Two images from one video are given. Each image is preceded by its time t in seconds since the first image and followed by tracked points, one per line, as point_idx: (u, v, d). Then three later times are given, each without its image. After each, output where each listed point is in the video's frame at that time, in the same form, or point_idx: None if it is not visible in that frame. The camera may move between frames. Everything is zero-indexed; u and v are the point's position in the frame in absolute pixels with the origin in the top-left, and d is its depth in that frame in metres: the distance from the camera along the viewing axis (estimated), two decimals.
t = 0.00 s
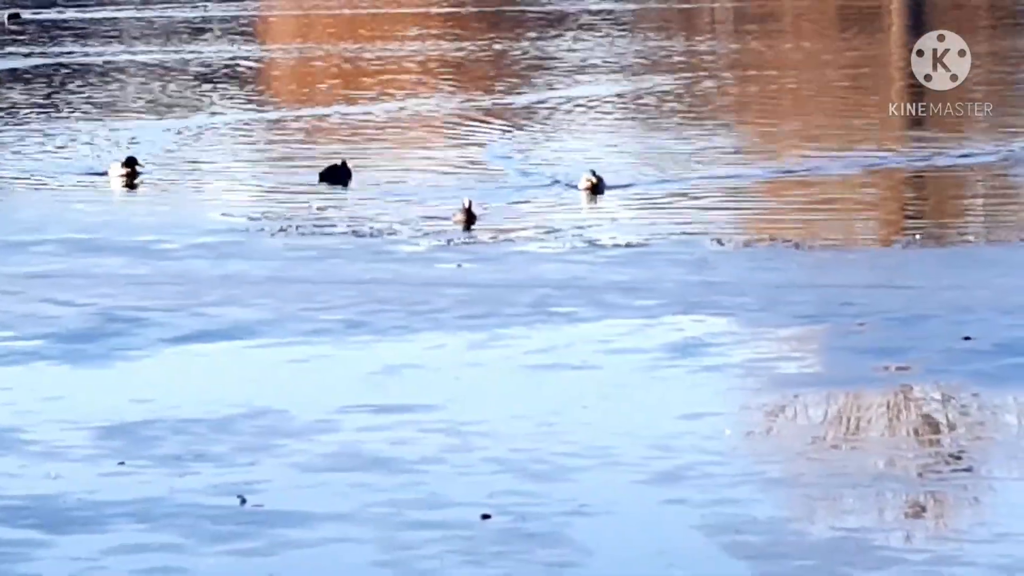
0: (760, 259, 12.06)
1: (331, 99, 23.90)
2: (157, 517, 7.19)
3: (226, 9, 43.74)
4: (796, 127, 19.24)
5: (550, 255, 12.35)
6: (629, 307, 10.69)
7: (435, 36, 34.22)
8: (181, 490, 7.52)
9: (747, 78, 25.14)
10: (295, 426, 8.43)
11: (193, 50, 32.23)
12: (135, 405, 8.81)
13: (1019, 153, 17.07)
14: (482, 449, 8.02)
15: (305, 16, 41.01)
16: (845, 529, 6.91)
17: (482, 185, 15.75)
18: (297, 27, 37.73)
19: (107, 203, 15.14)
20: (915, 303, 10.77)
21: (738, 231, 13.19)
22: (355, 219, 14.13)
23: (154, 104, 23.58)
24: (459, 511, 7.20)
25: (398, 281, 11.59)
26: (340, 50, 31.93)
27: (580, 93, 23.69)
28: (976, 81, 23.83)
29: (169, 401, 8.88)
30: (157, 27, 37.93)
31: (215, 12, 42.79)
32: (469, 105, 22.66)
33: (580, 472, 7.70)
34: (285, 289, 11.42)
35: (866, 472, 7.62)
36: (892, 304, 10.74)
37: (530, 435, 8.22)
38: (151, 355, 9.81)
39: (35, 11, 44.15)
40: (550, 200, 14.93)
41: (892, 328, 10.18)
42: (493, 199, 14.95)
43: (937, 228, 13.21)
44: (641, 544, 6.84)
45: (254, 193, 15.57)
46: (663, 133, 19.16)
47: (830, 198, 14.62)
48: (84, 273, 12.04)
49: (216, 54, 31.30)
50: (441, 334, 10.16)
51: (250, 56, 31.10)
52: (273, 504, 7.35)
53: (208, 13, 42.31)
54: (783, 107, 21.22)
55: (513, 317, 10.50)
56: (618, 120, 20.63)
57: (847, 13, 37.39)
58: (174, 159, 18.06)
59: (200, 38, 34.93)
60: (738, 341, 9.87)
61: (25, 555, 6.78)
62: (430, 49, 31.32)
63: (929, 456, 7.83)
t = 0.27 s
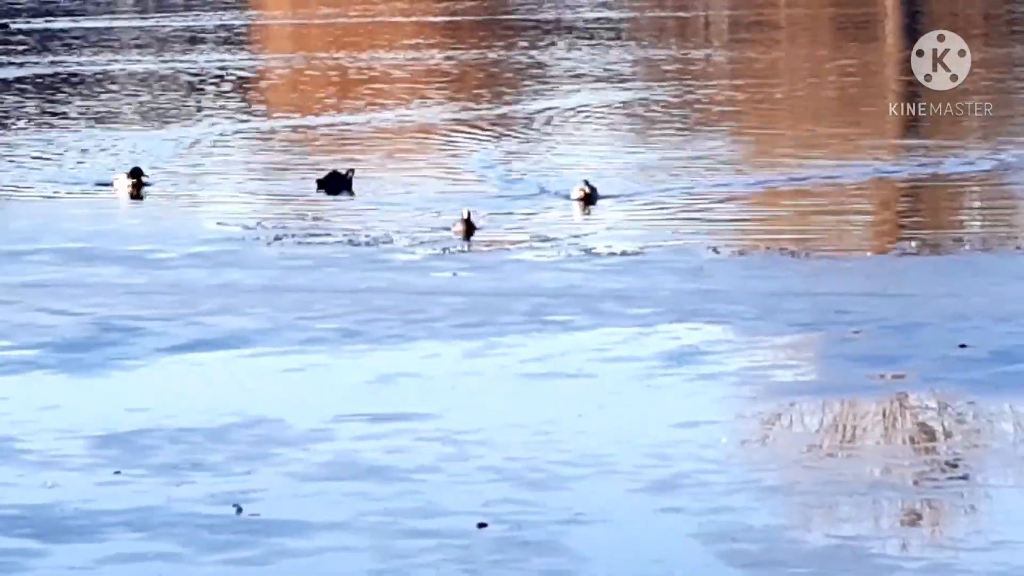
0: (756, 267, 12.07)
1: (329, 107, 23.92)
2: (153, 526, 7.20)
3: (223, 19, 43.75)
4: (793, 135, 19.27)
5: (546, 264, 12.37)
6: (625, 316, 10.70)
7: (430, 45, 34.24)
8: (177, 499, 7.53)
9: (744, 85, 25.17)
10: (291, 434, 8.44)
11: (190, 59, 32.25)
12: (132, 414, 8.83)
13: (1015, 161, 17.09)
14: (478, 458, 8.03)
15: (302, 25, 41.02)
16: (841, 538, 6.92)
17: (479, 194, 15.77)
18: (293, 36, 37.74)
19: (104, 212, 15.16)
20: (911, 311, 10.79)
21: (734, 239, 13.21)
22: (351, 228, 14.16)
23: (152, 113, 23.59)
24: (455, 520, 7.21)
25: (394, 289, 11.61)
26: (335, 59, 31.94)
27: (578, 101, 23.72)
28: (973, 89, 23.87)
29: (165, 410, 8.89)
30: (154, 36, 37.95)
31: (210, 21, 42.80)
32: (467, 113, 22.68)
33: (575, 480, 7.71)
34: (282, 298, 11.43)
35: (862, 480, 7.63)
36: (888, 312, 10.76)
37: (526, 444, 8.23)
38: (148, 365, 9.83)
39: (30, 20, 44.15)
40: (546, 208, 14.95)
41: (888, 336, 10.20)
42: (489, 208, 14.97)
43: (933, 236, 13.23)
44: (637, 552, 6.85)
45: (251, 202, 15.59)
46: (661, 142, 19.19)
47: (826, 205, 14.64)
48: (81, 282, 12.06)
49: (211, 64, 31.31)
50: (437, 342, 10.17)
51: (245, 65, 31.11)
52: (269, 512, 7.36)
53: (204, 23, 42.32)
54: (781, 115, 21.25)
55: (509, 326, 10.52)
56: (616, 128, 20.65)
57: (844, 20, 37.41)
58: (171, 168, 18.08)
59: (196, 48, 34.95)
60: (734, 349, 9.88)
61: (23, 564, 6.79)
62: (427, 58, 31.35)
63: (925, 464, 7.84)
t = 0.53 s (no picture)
0: (757, 270, 12.07)
1: (330, 111, 23.91)
2: (153, 530, 7.19)
3: (223, 22, 43.72)
4: (794, 139, 19.27)
5: (546, 267, 12.37)
6: (625, 319, 10.70)
7: (430, 49, 34.20)
8: (177, 502, 7.53)
9: (745, 89, 25.17)
10: (291, 438, 8.44)
11: (190, 62, 32.23)
12: (132, 417, 8.83)
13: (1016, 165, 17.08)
14: (478, 461, 8.03)
15: (303, 28, 41.00)
16: (841, 541, 6.92)
17: (479, 197, 15.76)
18: (292, 40, 37.68)
19: (104, 215, 15.16)
20: (911, 314, 10.79)
21: (735, 242, 13.21)
22: (351, 231, 14.16)
23: (152, 116, 23.59)
24: (455, 523, 7.21)
25: (394, 293, 11.61)
26: (335, 62, 31.90)
27: (578, 105, 23.71)
28: (974, 93, 23.87)
29: (166, 413, 8.89)
30: (154, 39, 37.92)
31: (209, 25, 42.74)
32: (468, 117, 22.67)
33: (575, 484, 7.70)
34: (282, 301, 11.43)
35: (862, 483, 7.63)
36: (889, 316, 10.75)
37: (526, 447, 8.23)
38: (148, 368, 9.83)
39: (29, 24, 44.10)
40: (546, 212, 14.95)
41: (888, 339, 10.19)
42: (489, 211, 14.97)
43: (933, 240, 13.23)
44: (637, 555, 6.85)
45: (251, 205, 15.59)
46: (661, 145, 19.18)
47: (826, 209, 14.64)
48: (81, 286, 12.05)
49: (210, 67, 31.27)
50: (438, 346, 10.17)
51: (243, 68, 31.08)
52: (269, 516, 7.36)
53: (203, 26, 42.25)
54: (782, 119, 21.25)
55: (509, 329, 10.51)
56: (616, 132, 20.65)
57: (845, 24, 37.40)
58: (172, 171, 18.08)
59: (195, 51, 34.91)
60: (734, 353, 9.88)
61: (23, 567, 6.79)
62: (427, 61, 31.34)
63: (926, 467, 7.84)
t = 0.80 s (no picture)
0: (758, 276, 12.07)
1: (332, 115, 23.91)
2: (154, 534, 7.20)
3: (225, 26, 43.74)
4: (795, 144, 19.28)
5: (548, 272, 12.37)
6: (626, 324, 10.71)
7: (431, 53, 34.20)
8: (179, 507, 7.53)
9: (747, 94, 25.17)
10: (292, 443, 8.44)
11: (191, 67, 32.25)
12: (134, 421, 8.83)
13: (1016, 171, 17.07)
14: (480, 466, 8.03)
15: (305, 33, 41.02)
16: (842, 547, 6.92)
17: (481, 202, 15.77)
18: (293, 44, 37.70)
19: (106, 220, 15.17)
20: (913, 320, 10.78)
21: (736, 247, 13.22)
22: (352, 236, 14.16)
23: (154, 121, 23.60)
24: (456, 528, 7.21)
25: (396, 298, 11.61)
26: (337, 67, 31.91)
27: (581, 110, 23.72)
28: (975, 98, 23.88)
29: (167, 418, 8.89)
30: (156, 44, 37.93)
31: (211, 29, 42.76)
32: (469, 121, 22.69)
33: (576, 489, 7.71)
34: (284, 306, 11.44)
35: (863, 489, 7.63)
36: (891, 321, 10.75)
37: (528, 452, 8.23)
38: (150, 372, 9.83)
39: (31, 28, 44.12)
40: (548, 217, 14.96)
41: (889, 345, 10.20)
42: (491, 216, 14.98)
43: (935, 245, 13.24)
44: (637, 561, 6.85)
45: (252, 210, 15.60)
46: (662, 150, 19.20)
47: (828, 214, 14.63)
48: (82, 290, 12.06)
49: (212, 72, 31.28)
50: (439, 351, 10.18)
51: (245, 73, 31.08)
52: (271, 520, 7.36)
53: (203, 31, 42.24)
54: (783, 124, 21.26)
55: (511, 334, 10.52)
56: (617, 137, 20.65)
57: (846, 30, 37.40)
58: (172, 176, 18.09)
59: (196, 56, 34.91)
60: (734, 358, 9.88)
61: (24, 572, 6.80)
62: (429, 66, 31.36)
63: (927, 473, 7.84)
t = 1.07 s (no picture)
0: (756, 281, 12.08)
1: (331, 120, 23.92)
2: (151, 538, 7.20)
3: (225, 31, 43.75)
4: (794, 150, 19.29)
5: (546, 277, 12.38)
6: (624, 329, 10.71)
7: (430, 58, 34.19)
8: (176, 512, 7.53)
9: (747, 100, 25.17)
10: (290, 447, 8.44)
11: (191, 71, 32.25)
12: (131, 426, 8.83)
13: (1014, 178, 17.08)
14: (477, 471, 8.03)
15: (304, 37, 41.00)
16: (839, 552, 6.92)
17: (479, 207, 15.77)
18: (294, 49, 37.70)
19: (104, 224, 15.17)
20: (911, 325, 10.79)
21: (734, 253, 13.22)
22: (350, 240, 14.17)
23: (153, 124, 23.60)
24: (453, 533, 7.21)
25: (394, 302, 11.61)
26: (336, 71, 31.90)
27: (580, 115, 23.73)
28: (974, 104, 23.89)
29: (165, 422, 8.89)
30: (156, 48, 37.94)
31: (210, 33, 42.76)
32: (468, 126, 22.70)
33: (573, 494, 7.71)
34: (281, 310, 11.44)
35: (860, 495, 7.64)
36: (888, 327, 10.76)
37: (525, 457, 8.23)
38: (148, 376, 9.84)
39: (30, 32, 44.12)
40: (546, 222, 14.96)
41: (887, 350, 10.20)
42: (490, 221, 14.98)
43: (933, 251, 13.25)
44: (634, 566, 6.85)
45: (250, 215, 15.61)
46: (660, 156, 19.20)
47: (827, 220, 14.64)
48: (80, 294, 12.07)
49: (211, 76, 31.28)
50: (437, 355, 10.18)
51: (244, 77, 31.07)
52: (268, 525, 7.36)
53: (203, 35, 42.26)
54: (782, 130, 21.27)
55: (508, 339, 10.52)
56: (616, 142, 20.66)
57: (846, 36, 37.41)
58: (171, 180, 18.09)
59: (195, 60, 34.89)
60: (732, 363, 9.89)
61: None
62: (428, 71, 31.36)
63: (924, 479, 7.84)
